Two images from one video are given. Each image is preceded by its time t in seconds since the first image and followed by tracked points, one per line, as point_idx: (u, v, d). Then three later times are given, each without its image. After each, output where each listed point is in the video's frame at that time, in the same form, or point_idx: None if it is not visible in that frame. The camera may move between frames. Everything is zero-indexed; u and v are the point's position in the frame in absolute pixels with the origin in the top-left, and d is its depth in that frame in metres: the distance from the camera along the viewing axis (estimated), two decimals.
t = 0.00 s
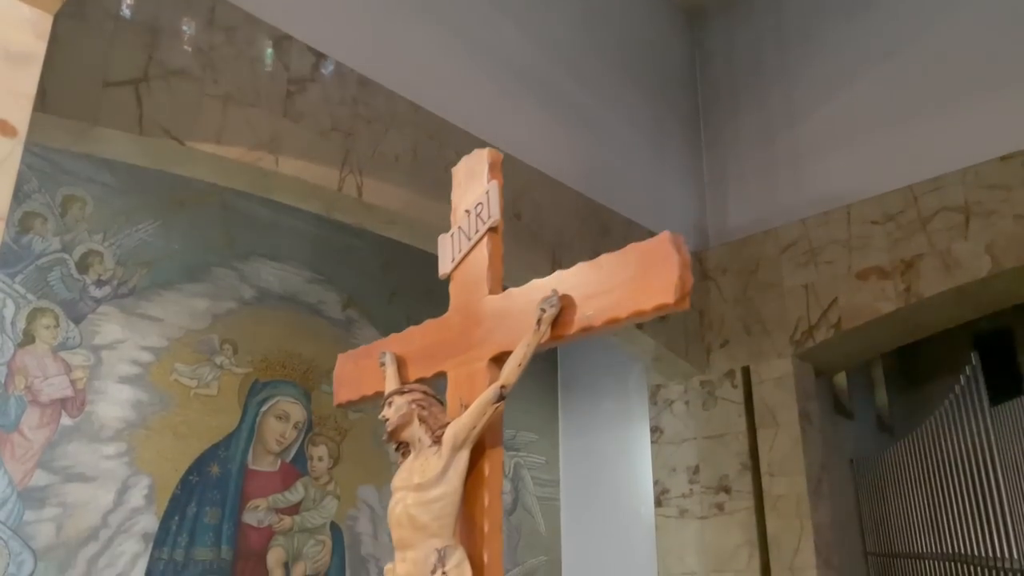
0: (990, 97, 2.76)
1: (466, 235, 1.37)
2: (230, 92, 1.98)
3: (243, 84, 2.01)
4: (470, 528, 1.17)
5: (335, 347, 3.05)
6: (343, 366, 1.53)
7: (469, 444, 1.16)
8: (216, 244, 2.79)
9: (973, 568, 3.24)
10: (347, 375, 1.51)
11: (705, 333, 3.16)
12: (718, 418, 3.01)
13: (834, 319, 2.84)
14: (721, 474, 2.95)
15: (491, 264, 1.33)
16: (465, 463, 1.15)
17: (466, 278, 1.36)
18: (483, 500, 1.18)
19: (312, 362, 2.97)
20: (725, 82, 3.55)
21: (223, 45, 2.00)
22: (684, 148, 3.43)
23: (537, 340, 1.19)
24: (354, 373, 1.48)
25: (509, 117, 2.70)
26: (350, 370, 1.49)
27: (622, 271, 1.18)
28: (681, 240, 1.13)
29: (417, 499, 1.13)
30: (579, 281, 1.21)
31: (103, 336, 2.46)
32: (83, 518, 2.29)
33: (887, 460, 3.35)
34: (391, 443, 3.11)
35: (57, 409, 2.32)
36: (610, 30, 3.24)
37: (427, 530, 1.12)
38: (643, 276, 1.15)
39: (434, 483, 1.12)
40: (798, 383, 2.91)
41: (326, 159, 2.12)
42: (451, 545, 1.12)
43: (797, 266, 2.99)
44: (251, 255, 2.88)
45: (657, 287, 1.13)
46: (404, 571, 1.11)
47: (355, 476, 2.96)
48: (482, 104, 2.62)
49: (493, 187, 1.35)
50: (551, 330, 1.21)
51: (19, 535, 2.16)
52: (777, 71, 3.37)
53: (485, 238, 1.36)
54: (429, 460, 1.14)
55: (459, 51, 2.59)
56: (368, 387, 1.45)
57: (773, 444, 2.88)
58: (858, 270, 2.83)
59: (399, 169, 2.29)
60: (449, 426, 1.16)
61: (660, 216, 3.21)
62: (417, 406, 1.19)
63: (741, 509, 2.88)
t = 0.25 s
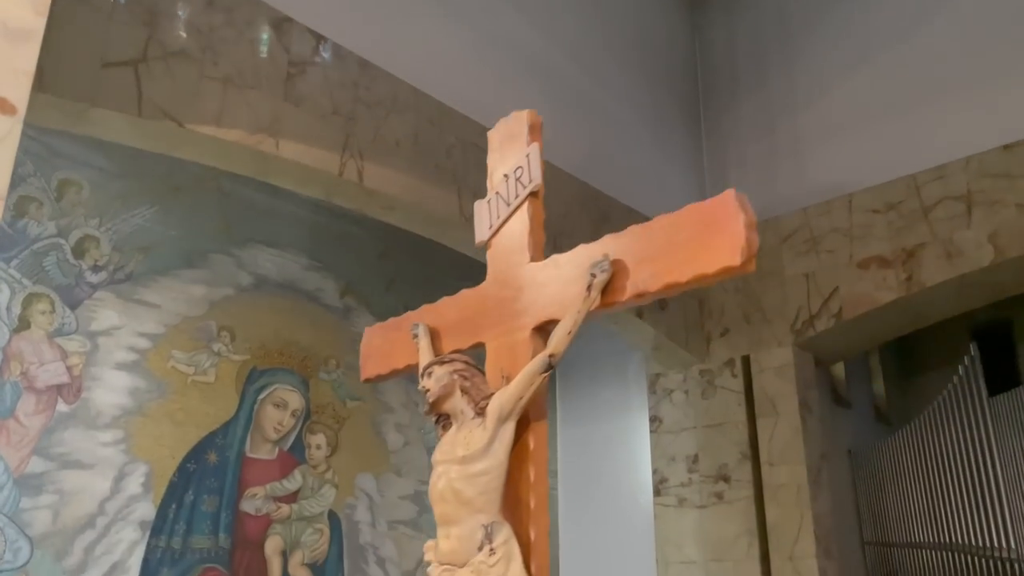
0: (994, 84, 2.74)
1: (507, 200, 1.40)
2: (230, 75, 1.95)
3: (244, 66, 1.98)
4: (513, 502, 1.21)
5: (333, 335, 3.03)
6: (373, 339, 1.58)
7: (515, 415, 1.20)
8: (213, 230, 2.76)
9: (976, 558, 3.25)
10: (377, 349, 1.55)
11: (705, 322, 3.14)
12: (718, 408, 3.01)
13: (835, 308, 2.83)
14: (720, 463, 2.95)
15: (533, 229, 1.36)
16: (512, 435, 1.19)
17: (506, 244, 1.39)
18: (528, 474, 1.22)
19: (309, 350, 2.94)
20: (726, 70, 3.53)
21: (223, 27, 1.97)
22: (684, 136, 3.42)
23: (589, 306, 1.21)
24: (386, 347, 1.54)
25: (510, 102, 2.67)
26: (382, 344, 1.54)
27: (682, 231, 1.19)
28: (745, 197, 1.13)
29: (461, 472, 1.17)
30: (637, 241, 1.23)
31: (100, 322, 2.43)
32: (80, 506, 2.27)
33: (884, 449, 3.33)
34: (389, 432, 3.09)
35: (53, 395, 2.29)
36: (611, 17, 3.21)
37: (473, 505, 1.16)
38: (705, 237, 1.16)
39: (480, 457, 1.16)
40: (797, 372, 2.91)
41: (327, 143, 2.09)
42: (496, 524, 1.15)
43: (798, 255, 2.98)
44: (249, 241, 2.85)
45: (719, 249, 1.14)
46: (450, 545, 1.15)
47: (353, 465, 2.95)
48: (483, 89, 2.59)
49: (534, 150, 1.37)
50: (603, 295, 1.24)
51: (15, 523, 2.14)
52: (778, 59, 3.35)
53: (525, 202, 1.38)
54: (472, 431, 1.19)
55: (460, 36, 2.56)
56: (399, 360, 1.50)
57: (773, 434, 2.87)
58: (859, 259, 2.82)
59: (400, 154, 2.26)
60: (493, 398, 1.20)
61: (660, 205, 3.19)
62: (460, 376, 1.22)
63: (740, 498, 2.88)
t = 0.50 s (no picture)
0: (998, 68, 2.71)
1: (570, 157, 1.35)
2: (230, 51, 1.91)
3: (244, 43, 1.94)
4: (586, 471, 1.17)
5: (330, 318, 3.01)
6: (414, 306, 1.52)
7: (588, 380, 1.16)
8: (209, 211, 2.73)
9: (970, 543, 3.26)
10: (420, 316, 1.50)
11: (704, 308, 3.13)
12: (715, 393, 3.01)
13: (835, 293, 2.82)
14: (718, 448, 2.95)
15: (597, 187, 1.32)
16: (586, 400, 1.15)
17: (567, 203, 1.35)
18: (600, 443, 1.18)
19: (305, 333, 2.91)
20: (725, 55, 3.52)
21: (223, 2, 1.93)
22: (683, 122, 3.40)
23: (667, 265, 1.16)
24: (431, 313, 1.49)
25: (511, 84, 2.64)
26: (426, 311, 1.49)
27: (775, 187, 1.12)
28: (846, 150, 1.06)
29: (533, 440, 1.12)
30: (722, 198, 1.16)
31: (94, 304, 2.40)
32: (75, 489, 2.24)
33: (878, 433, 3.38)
34: (385, 416, 3.08)
35: (48, 378, 2.25)
36: None
37: (547, 475, 1.11)
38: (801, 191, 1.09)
39: (553, 424, 1.12)
40: (797, 357, 2.90)
41: (328, 122, 2.07)
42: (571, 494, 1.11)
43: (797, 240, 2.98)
44: (245, 224, 2.82)
45: (817, 204, 1.07)
46: (523, 517, 1.11)
47: (350, 449, 2.93)
48: (484, 70, 2.55)
49: (599, 106, 1.32)
50: (682, 254, 1.17)
51: (10, 506, 2.11)
52: (779, 43, 3.33)
53: (590, 159, 1.34)
54: (545, 397, 1.14)
55: (461, 16, 2.53)
56: (448, 327, 1.45)
57: (772, 419, 2.87)
58: (859, 245, 2.81)
59: (402, 135, 2.23)
60: (566, 363, 1.15)
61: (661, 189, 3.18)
62: (531, 341, 1.16)
63: (738, 484, 2.88)
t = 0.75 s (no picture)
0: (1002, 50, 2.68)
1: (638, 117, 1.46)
2: (230, 28, 1.89)
3: (243, 20, 1.92)
4: (663, 440, 1.27)
5: (326, 301, 2.98)
6: (464, 270, 1.67)
7: (662, 345, 1.26)
8: (206, 192, 2.70)
9: (967, 528, 3.26)
10: (470, 282, 1.64)
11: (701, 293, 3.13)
12: (712, 377, 3.02)
13: (834, 279, 2.82)
14: (715, 433, 2.96)
15: (666, 146, 1.42)
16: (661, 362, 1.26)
17: (633, 166, 1.46)
18: (675, 411, 1.28)
19: (301, 317, 2.88)
20: (724, 40, 3.51)
21: None
22: (681, 106, 3.39)
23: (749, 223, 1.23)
24: (484, 279, 1.62)
25: (512, 65, 2.61)
26: (477, 277, 1.63)
27: (869, 143, 1.17)
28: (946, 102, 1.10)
29: (609, 407, 1.23)
30: (809, 157, 1.22)
31: (89, 285, 2.36)
32: (71, 472, 2.22)
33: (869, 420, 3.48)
34: (382, 400, 3.07)
35: (43, 359, 2.22)
36: None
37: (625, 445, 1.21)
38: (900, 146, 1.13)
39: (627, 394, 1.22)
40: (794, 342, 2.90)
41: (329, 101, 2.05)
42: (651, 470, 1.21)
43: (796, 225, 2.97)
44: (241, 205, 2.79)
45: (918, 156, 1.10)
46: (599, 487, 1.21)
47: (346, 432, 2.91)
48: (484, 51, 2.53)
49: (665, 65, 1.43)
50: (764, 214, 1.24)
51: (5, 488, 2.09)
52: (778, 28, 3.32)
53: (658, 117, 1.45)
54: (619, 363, 1.25)
55: None
56: (497, 291, 1.59)
57: (769, 403, 2.87)
58: (858, 230, 2.81)
59: (402, 116, 2.21)
60: (642, 328, 1.25)
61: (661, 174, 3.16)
62: (600, 306, 1.28)
63: (735, 468, 2.89)
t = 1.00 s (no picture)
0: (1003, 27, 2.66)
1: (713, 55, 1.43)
2: None
3: None
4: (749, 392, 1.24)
5: (319, 278, 2.94)
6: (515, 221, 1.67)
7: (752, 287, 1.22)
8: (197, 165, 2.66)
9: (953, 506, 3.29)
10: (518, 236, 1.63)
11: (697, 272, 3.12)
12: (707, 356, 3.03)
13: (830, 258, 2.82)
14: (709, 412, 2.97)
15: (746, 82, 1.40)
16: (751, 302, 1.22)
17: (705, 108, 1.44)
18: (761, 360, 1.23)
19: (294, 293, 2.85)
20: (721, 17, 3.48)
21: None
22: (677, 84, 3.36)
23: (847, 158, 1.20)
24: (535, 232, 1.60)
25: (510, 39, 2.54)
26: (527, 232, 1.62)
27: (979, 73, 1.17)
28: None
29: (697, 351, 1.20)
30: (913, 87, 1.21)
31: (80, 259, 2.32)
32: (62, 449, 2.19)
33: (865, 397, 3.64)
34: (376, 378, 3.05)
35: (32, 334, 2.18)
36: None
37: (713, 392, 1.19)
38: (987, 84, 1.15)
39: (717, 336, 1.19)
40: (790, 322, 2.90)
41: (327, 72, 2.03)
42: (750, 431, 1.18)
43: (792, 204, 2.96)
44: (233, 179, 2.75)
45: None
46: (686, 436, 1.18)
47: (340, 410, 2.89)
48: (483, 24, 2.45)
49: None
50: (863, 148, 1.22)
51: None
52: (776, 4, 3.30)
53: (735, 53, 1.42)
54: (703, 306, 1.22)
55: None
56: (546, 244, 1.58)
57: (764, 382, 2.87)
58: (854, 210, 2.81)
59: (400, 88, 2.18)
60: (731, 269, 1.22)
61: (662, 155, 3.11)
62: (683, 249, 1.25)
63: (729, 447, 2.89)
